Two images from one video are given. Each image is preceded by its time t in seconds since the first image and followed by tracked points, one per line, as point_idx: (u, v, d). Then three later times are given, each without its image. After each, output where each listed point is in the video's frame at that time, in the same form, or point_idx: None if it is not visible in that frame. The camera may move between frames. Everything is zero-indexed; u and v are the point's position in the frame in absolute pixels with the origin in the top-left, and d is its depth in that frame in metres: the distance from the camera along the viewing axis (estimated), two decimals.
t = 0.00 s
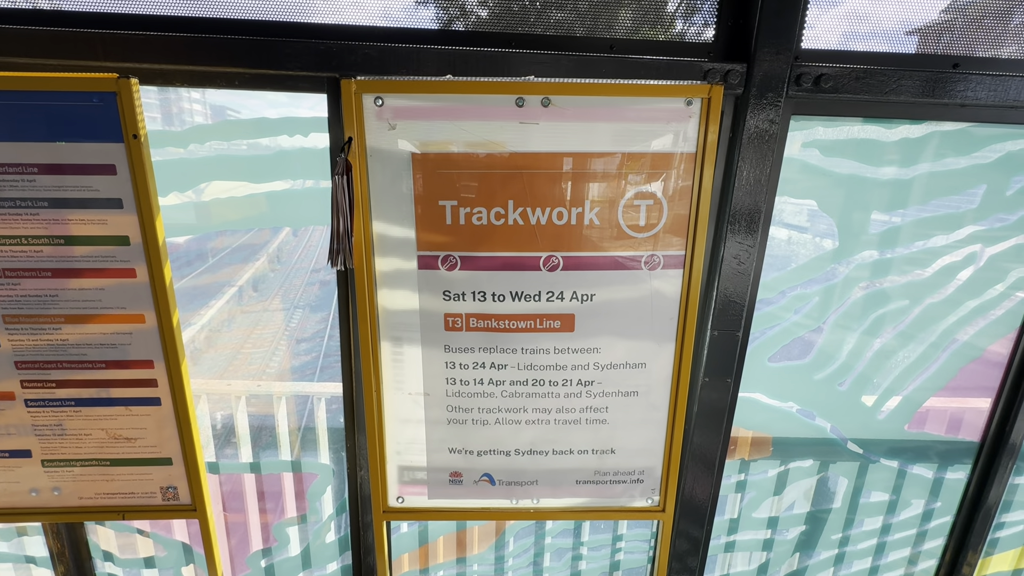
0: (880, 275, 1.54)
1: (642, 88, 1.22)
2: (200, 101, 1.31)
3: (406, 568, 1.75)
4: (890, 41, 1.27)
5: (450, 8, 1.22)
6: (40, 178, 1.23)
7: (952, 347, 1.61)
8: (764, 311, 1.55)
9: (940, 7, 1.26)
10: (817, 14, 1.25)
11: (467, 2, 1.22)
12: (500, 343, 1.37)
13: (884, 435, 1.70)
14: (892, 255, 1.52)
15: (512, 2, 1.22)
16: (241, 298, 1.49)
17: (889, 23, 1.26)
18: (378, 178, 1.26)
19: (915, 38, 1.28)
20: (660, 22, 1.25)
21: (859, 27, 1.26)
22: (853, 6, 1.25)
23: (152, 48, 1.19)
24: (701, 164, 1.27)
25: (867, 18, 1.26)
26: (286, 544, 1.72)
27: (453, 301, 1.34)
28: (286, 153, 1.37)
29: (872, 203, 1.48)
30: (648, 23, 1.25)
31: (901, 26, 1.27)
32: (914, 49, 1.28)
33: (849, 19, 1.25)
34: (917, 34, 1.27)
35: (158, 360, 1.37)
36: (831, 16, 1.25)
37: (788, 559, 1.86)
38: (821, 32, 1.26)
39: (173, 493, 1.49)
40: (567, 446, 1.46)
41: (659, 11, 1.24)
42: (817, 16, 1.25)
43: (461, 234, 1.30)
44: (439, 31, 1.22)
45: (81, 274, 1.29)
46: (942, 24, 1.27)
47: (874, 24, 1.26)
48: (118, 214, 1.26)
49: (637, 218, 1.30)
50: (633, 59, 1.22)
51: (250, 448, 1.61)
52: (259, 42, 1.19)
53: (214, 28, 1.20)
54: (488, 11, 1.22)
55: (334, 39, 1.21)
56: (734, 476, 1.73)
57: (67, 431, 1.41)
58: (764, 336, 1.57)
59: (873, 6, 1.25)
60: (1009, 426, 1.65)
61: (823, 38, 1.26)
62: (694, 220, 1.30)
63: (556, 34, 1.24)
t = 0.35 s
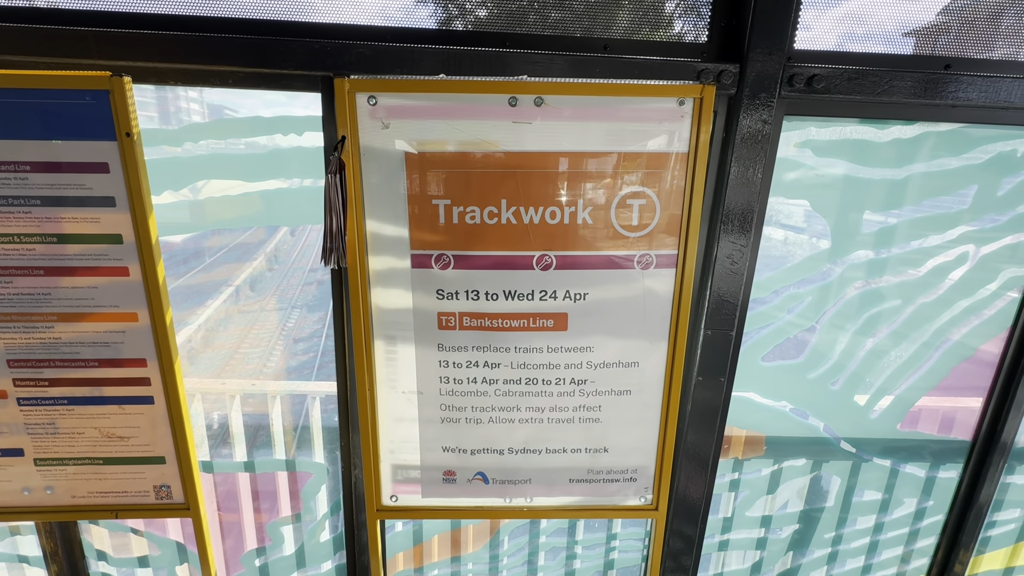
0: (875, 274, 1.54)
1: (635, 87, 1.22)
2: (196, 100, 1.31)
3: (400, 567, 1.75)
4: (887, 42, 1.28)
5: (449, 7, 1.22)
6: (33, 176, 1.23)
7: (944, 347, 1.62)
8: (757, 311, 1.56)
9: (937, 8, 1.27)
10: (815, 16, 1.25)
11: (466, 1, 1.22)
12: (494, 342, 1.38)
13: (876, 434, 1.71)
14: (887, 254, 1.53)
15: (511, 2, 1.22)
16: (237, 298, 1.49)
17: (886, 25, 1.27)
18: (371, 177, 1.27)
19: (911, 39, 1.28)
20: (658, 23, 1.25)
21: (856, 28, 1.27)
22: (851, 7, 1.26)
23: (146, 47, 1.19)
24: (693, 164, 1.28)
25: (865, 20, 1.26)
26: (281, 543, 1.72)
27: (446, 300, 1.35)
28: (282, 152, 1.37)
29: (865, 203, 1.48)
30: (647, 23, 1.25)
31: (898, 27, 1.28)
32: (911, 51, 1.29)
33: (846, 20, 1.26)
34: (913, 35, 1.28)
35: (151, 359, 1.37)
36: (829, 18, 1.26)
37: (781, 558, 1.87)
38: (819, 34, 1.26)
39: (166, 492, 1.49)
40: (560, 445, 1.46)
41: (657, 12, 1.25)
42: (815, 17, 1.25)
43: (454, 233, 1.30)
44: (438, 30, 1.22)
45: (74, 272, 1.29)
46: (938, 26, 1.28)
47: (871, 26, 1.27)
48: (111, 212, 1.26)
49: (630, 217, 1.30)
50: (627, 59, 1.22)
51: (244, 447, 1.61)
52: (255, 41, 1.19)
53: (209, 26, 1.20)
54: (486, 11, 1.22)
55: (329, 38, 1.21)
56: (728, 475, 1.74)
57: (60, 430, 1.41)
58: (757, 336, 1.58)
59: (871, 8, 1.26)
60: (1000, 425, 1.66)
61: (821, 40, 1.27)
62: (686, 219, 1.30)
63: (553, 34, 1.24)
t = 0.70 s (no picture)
0: (872, 273, 1.55)
1: (632, 87, 1.22)
2: (195, 97, 1.31)
3: (397, 565, 1.76)
4: (885, 43, 1.29)
5: (449, 5, 1.22)
6: (30, 173, 1.23)
7: (939, 346, 1.63)
8: (754, 310, 1.57)
9: (935, 9, 1.28)
10: (814, 17, 1.26)
11: None
12: (491, 340, 1.38)
13: (871, 433, 1.72)
14: (884, 254, 1.53)
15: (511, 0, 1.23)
16: (235, 296, 1.49)
17: (884, 26, 1.28)
18: (369, 175, 1.27)
19: (909, 40, 1.29)
20: (658, 22, 1.26)
21: (854, 28, 1.27)
22: (850, 8, 1.26)
23: (144, 44, 1.19)
24: (690, 163, 1.28)
25: (863, 20, 1.27)
26: (278, 541, 1.72)
27: (444, 298, 1.35)
28: (280, 150, 1.37)
29: (861, 203, 1.49)
30: (646, 23, 1.26)
31: (896, 28, 1.28)
32: (908, 52, 1.30)
33: (845, 21, 1.27)
34: (911, 36, 1.29)
35: (148, 356, 1.37)
36: (828, 19, 1.26)
37: (777, 556, 1.88)
38: (817, 34, 1.27)
39: (163, 489, 1.49)
40: (556, 443, 1.47)
41: (657, 12, 1.25)
42: (814, 18, 1.26)
43: (451, 231, 1.30)
44: (438, 28, 1.23)
45: (72, 269, 1.29)
46: (936, 27, 1.29)
47: (869, 27, 1.28)
48: (108, 209, 1.26)
49: (627, 216, 1.31)
50: (625, 59, 1.23)
51: (241, 445, 1.61)
52: (253, 39, 1.19)
53: (208, 24, 1.20)
54: (487, 10, 1.23)
55: (328, 37, 1.22)
56: (724, 473, 1.74)
57: (57, 427, 1.41)
58: (753, 334, 1.59)
59: (869, 8, 1.27)
60: (995, 424, 1.67)
61: (820, 40, 1.27)
62: (683, 218, 1.31)
63: (552, 33, 1.24)
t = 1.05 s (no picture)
0: (873, 273, 1.55)
1: (634, 85, 1.22)
2: (195, 95, 1.31)
3: (397, 563, 1.76)
4: (887, 41, 1.28)
5: (451, 2, 1.22)
6: (31, 169, 1.23)
7: (940, 346, 1.63)
8: (754, 309, 1.57)
9: (938, 8, 1.28)
10: (816, 15, 1.25)
11: None
12: (492, 338, 1.38)
13: (872, 432, 1.72)
14: (885, 254, 1.53)
15: None
16: (235, 293, 1.49)
17: (887, 25, 1.27)
18: (370, 173, 1.27)
19: (912, 39, 1.29)
20: (660, 20, 1.26)
21: (857, 27, 1.27)
22: (852, 7, 1.26)
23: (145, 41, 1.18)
24: (691, 162, 1.28)
25: (865, 19, 1.27)
26: (278, 538, 1.73)
27: (445, 296, 1.35)
28: (281, 148, 1.37)
29: (862, 203, 1.49)
30: (648, 21, 1.25)
31: (898, 27, 1.28)
32: (911, 51, 1.29)
33: (847, 19, 1.26)
34: (914, 35, 1.29)
35: (149, 353, 1.37)
36: (829, 17, 1.26)
37: (776, 555, 1.88)
38: (819, 33, 1.27)
39: (164, 486, 1.49)
40: (557, 441, 1.47)
41: (659, 10, 1.25)
42: (815, 17, 1.26)
43: (452, 229, 1.30)
44: (440, 26, 1.22)
45: (73, 266, 1.29)
46: (938, 25, 1.28)
47: (871, 25, 1.27)
48: (109, 206, 1.26)
49: (628, 214, 1.30)
50: (626, 56, 1.23)
51: (242, 442, 1.61)
52: (254, 35, 1.19)
53: (209, 21, 1.19)
54: (489, 7, 1.23)
55: (329, 34, 1.21)
56: (724, 472, 1.75)
57: (58, 423, 1.42)
58: (754, 333, 1.59)
59: (871, 7, 1.26)
60: (995, 424, 1.67)
61: (822, 39, 1.27)
62: (685, 217, 1.31)
63: (553, 31, 1.24)
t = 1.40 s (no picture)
0: (880, 273, 1.54)
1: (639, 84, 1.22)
2: (201, 94, 1.32)
3: (402, 560, 1.77)
4: (895, 39, 1.27)
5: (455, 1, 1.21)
6: (40, 169, 1.24)
7: (947, 346, 1.62)
8: (760, 309, 1.56)
9: (946, 6, 1.26)
10: (822, 13, 1.25)
11: None
12: (496, 338, 1.38)
13: (878, 433, 1.71)
14: (891, 254, 1.52)
15: None
16: (240, 292, 1.50)
17: (895, 22, 1.26)
18: (375, 173, 1.27)
19: (920, 37, 1.27)
20: (666, 18, 1.25)
21: (864, 25, 1.26)
22: (859, 5, 1.25)
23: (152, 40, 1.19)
24: (696, 162, 1.28)
25: (872, 17, 1.26)
26: (283, 535, 1.74)
27: (449, 295, 1.35)
28: (287, 147, 1.37)
29: (869, 203, 1.48)
30: (654, 19, 1.25)
31: (906, 24, 1.27)
32: (919, 49, 1.28)
33: (854, 17, 1.26)
34: (921, 33, 1.27)
35: (156, 351, 1.38)
36: (836, 15, 1.25)
37: (781, 555, 1.88)
38: (826, 31, 1.26)
39: (171, 483, 1.51)
40: (561, 441, 1.47)
41: (664, 8, 1.24)
42: (822, 15, 1.25)
43: (457, 229, 1.30)
44: (444, 25, 1.22)
45: (80, 265, 1.30)
46: (947, 23, 1.27)
47: (879, 24, 1.26)
48: (116, 205, 1.27)
49: (633, 214, 1.30)
50: (630, 56, 1.20)
51: (247, 440, 1.62)
52: (259, 35, 1.19)
53: (215, 21, 1.20)
54: (493, 6, 1.22)
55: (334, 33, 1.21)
56: (729, 472, 1.74)
57: (66, 420, 1.43)
58: (759, 334, 1.58)
59: (879, 5, 1.25)
60: (1002, 425, 1.66)
61: (829, 37, 1.26)
62: (690, 217, 1.30)
63: (558, 30, 1.24)
